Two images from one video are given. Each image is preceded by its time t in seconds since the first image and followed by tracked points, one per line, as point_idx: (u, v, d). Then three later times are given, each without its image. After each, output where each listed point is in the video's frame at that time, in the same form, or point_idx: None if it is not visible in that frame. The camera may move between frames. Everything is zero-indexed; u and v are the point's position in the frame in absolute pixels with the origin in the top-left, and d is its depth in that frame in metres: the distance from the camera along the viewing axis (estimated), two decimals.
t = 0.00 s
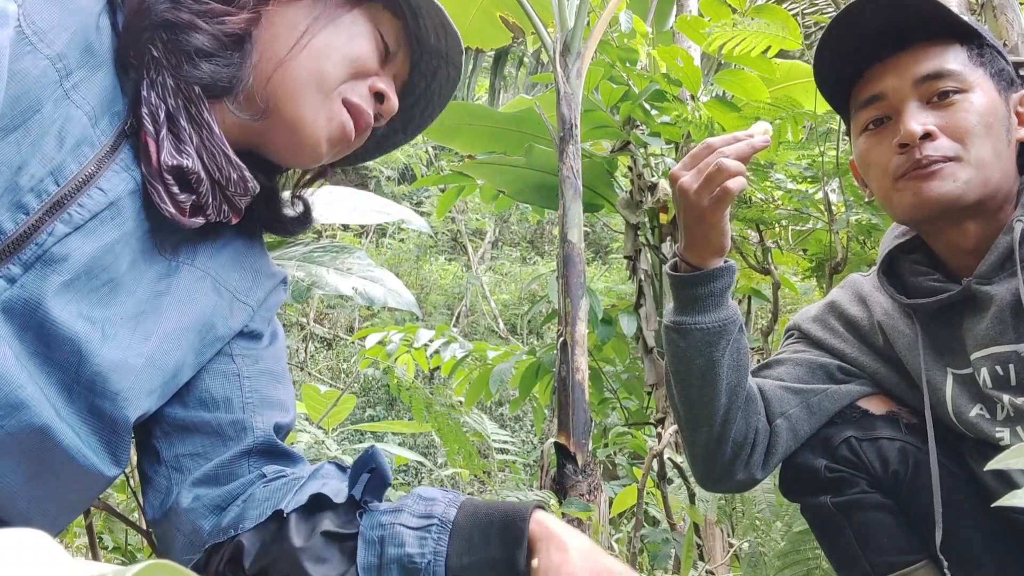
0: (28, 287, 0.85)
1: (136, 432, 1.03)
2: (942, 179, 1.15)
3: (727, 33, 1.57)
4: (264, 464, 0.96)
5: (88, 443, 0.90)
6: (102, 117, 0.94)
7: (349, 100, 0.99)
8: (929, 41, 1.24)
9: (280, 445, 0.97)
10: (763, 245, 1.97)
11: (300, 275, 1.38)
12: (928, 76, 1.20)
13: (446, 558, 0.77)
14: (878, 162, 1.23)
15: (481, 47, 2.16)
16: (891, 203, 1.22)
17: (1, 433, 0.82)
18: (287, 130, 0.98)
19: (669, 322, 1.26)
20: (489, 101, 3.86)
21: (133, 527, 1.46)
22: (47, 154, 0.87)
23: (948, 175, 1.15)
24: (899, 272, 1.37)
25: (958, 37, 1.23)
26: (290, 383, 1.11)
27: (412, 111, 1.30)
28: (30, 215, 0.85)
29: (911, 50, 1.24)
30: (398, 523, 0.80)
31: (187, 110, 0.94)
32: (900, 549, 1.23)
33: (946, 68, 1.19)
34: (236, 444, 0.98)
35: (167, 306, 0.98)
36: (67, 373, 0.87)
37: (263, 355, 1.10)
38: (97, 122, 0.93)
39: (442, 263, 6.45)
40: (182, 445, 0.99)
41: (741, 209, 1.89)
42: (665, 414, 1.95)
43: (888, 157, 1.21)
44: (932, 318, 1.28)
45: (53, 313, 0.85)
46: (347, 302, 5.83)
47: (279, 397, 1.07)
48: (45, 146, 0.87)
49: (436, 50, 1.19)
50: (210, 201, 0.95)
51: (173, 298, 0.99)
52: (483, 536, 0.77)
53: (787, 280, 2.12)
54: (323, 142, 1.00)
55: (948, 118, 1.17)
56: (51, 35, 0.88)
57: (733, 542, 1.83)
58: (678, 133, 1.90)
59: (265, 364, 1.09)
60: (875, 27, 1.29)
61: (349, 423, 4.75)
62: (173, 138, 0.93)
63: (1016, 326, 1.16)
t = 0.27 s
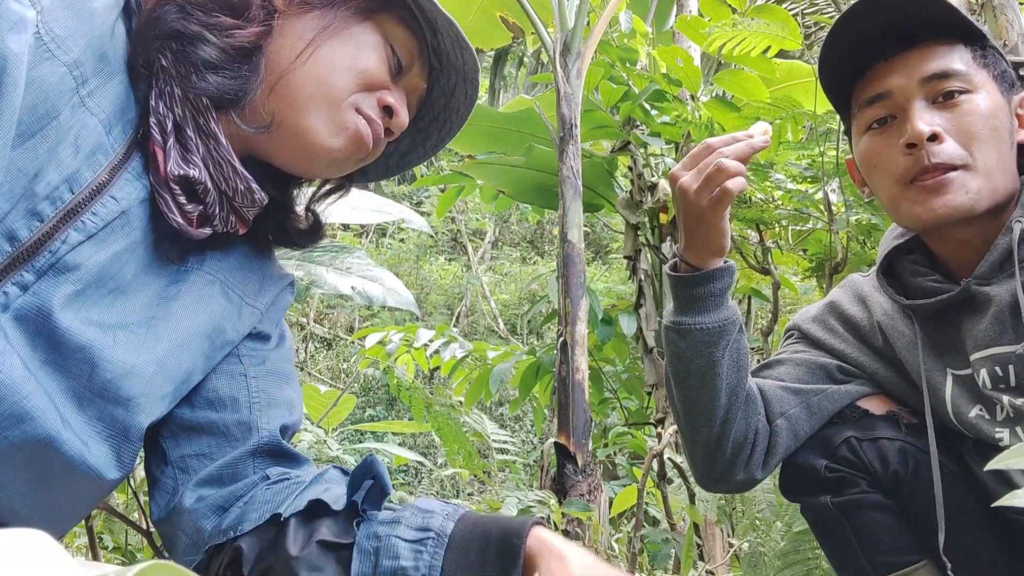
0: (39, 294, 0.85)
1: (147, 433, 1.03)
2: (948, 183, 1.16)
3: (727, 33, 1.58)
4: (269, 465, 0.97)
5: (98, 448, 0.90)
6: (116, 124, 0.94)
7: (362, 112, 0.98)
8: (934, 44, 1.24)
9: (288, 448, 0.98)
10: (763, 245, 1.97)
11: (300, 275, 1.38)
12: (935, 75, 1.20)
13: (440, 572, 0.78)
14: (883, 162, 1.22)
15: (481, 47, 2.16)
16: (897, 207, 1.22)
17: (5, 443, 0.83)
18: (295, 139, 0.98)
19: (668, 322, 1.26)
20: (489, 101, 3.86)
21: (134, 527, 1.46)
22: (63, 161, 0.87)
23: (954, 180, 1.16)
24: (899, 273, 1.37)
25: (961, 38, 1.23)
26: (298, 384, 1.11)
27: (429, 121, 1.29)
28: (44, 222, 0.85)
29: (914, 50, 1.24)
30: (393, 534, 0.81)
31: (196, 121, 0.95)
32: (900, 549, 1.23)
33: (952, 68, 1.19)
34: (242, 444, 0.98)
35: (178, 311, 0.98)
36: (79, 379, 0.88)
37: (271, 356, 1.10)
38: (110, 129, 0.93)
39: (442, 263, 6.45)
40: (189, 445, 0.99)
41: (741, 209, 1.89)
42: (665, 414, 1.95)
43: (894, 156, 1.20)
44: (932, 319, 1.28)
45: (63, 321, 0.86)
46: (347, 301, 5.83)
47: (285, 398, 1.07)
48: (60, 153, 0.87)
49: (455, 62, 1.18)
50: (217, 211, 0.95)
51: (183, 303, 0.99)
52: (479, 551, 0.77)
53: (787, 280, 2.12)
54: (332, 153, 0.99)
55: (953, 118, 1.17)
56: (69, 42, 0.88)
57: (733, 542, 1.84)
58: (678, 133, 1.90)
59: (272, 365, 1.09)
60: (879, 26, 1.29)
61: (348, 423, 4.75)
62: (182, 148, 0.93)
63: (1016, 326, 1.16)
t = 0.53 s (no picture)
0: (37, 296, 0.85)
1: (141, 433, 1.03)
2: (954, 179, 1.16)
3: (727, 33, 1.58)
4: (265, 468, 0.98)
5: (96, 450, 0.90)
6: (115, 124, 0.94)
7: (363, 114, 0.98)
8: (942, 41, 1.24)
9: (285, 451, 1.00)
10: (763, 245, 1.97)
11: (301, 275, 1.38)
12: (944, 71, 1.20)
13: (464, 530, 0.81)
14: (890, 155, 1.22)
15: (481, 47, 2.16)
16: (901, 203, 1.22)
17: (5, 445, 0.82)
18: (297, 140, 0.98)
19: (668, 322, 1.26)
20: (488, 101, 3.86)
21: (133, 527, 1.46)
22: (63, 163, 0.87)
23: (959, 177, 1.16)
24: (899, 273, 1.37)
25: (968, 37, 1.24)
26: (296, 391, 1.12)
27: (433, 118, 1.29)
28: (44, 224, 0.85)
29: (922, 46, 1.24)
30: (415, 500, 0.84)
31: (195, 121, 0.95)
32: (900, 549, 1.23)
33: (960, 64, 1.20)
34: (242, 447, 0.99)
35: (177, 313, 0.98)
36: (78, 381, 0.88)
37: (270, 361, 1.10)
38: (110, 129, 0.93)
39: (442, 263, 6.45)
40: (186, 445, 0.99)
41: (741, 209, 1.89)
42: (665, 414, 1.95)
43: (903, 150, 1.20)
44: (932, 319, 1.28)
45: (61, 323, 0.85)
46: (347, 301, 5.83)
47: (284, 405, 1.08)
48: (60, 154, 0.87)
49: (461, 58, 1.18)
50: (217, 213, 0.95)
51: (184, 305, 0.99)
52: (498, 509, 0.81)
53: (787, 280, 2.12)
54: (332, 156, 1.00)
55: (963, 114, 1.17)
56: (68, 42, 0.88)
57: (733, 542, 1.84)
58: (678, 133, 1.90)
59: (271, 369, 1.09)
60: (884, 23, 1.29)
61: (349, 423, 4.75)
62: (181, 150, 0.93)
63: (1017, 326, 1.16)
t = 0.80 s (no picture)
0: (32, 296, 0.84)
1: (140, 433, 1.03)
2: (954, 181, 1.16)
3: (727, 33, 1.58)
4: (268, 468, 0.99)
5: (93, 450, 0.89)
6: (110, 123, 0.94)
7: (346, 124, 0.98)
8: (946, 40, 1.23)
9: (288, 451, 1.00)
10: (763, 245, 1.97)
11: (301, 275, 1.38)
12: (945, 71, 1.20)
13: (467, 543, 0.84)
14: (888, 156, 1.22)
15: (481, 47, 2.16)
16: (901, 203, 1.22)
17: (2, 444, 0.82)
18: (277, 147, 0.98)
19: (670, 321, 1.26)
20: (489, 101, 3.86)
21: (133, 527, 1.46)
22: (56, 163, 0.87)
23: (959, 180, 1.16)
24: (899, 273, 1.37)
25: (970, 36, 1.24)
26: (295, 393, 1.12)
27: (436, 115, 1.28)
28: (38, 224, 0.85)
29: (924, 45, 1.24)
30: (420, 511, 0.87)
31: (186, 118, 0.95)
32: (900, 549, 1.23)
33: (962, 65, 1.20)
34: (243, 448, 0.99)
35: (174, 313, 0.98)
36: (74, 380, 0.88)
37: (269, 362, 1.10)
38: (104, 129, 0.93)
39: (442, 263, 6.45)
40: (184, 445, 0.99)
41: (741, 209, 1.89)
42: (665, 414, 1.95)
43: (902, 151, 1.20)
44: (933, 319, 1.28)
45: (57, 322, 0.85)
46: (347, 301, 5.83)
47: (282, 406, 1.07)
48: (54, 154, 0.87)
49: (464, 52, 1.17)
50: (209, 210, 0.94)
51: (180, 305, 0.99)
52: (501, 522, 0.84)
53: (787, 280, 2.12)
54: (314, 164, 1.00)
55: (964, 115, 1.17)
56: (61, 41, 0.87)
57: (733, 542, 1.84)
58: (678, 133, 1.90)
59: (271, 370, 1.09)
60: (886, 22, 1.29)
61: (348, 423, 4.74)
62: (173, 147, 0.93)
63: (1017, 326, 1.16)
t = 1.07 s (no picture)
0: (30, 302, 0.84)
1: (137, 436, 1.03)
2: (931, 190, 1.16)
3: (727, 33, 1.57)
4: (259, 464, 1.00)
5: (91, 452, 0.90)
6: (109, 129, 0.94)
7: (343, 99, 0.96)
8: (933, 43, 1.23)
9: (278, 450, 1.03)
10: (763, 245, 1.97)
11: (301, 275, 1.38)
12: (925, 78, 1.20)
13: (443, 473, 0.87)
14: (874, 163, 1.24)
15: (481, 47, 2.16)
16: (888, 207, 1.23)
17: (4, 445, 0.83)
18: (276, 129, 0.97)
19: (669, 323, 1.26)
20: (489, 101, 3.86)
21: (133, 527, 1.45)
22: (56, 168, 0.87)
23: (937, 189, 1.16)
24: (900, 273, 1.37)
25: (958, 36, 1.22)
26: (289, 396, 1.13)
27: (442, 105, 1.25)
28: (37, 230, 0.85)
29: (915, 48, 1.24)
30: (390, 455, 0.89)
31: (183, 120, 0.95)
32: (900, 549, 1.23)
33: (944, 71, 1.19)
34: (237, 451, 1.00)
35: (172, 318, 0.99)
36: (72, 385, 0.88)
37: (263, 365, 1.11)
38: (103, 134, 0.92)
39: (441, 263, 6.45)
40: (179, 448, 0.99)
41: (741, 209, 1.89)
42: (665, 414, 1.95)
43: (885, 159, 1.21)
44: (934, 318, 1.28)
45: (54, 327, 0.85)
46: (347, 301, 5.83)
47: (276, 410, 1.08)
48: (53, 160, 0.86)
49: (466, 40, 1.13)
50: (202, 214, 0.96)
51: (178, 311, 1.00)
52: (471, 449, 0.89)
53: (787, 280, 2.12)
54: (318, 144, 0.98)
55: (944, 122, 1.17)
56: (62, 46, 0.87)
57: (732, 542, 1.83)
58: (678, 133, 1.90)
59: (265, 373, 1.10)
60: (882, 22, 1.28)
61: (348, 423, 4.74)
62: (167, 148, 0.94)
63: (1017, 325, 1.16)
